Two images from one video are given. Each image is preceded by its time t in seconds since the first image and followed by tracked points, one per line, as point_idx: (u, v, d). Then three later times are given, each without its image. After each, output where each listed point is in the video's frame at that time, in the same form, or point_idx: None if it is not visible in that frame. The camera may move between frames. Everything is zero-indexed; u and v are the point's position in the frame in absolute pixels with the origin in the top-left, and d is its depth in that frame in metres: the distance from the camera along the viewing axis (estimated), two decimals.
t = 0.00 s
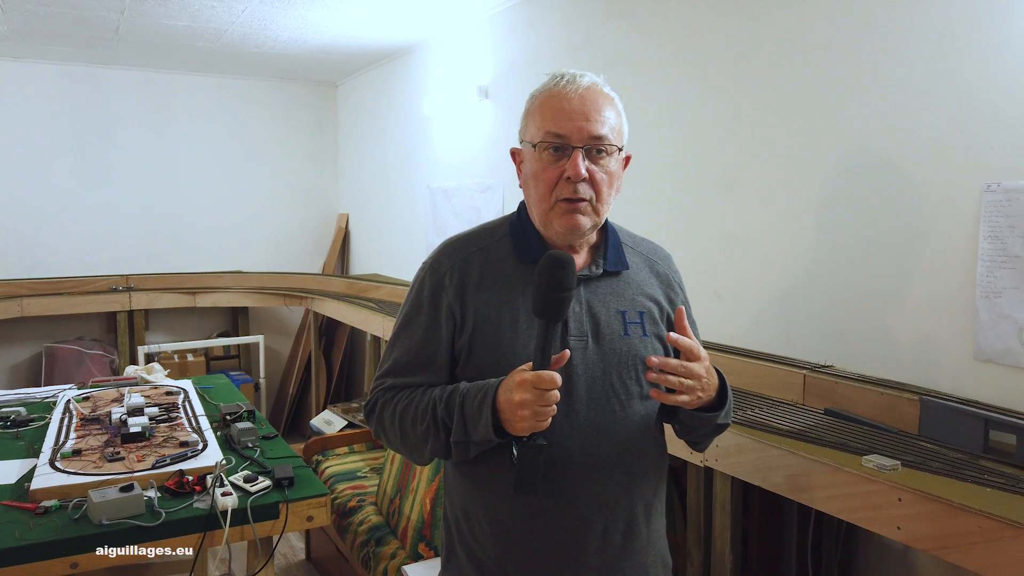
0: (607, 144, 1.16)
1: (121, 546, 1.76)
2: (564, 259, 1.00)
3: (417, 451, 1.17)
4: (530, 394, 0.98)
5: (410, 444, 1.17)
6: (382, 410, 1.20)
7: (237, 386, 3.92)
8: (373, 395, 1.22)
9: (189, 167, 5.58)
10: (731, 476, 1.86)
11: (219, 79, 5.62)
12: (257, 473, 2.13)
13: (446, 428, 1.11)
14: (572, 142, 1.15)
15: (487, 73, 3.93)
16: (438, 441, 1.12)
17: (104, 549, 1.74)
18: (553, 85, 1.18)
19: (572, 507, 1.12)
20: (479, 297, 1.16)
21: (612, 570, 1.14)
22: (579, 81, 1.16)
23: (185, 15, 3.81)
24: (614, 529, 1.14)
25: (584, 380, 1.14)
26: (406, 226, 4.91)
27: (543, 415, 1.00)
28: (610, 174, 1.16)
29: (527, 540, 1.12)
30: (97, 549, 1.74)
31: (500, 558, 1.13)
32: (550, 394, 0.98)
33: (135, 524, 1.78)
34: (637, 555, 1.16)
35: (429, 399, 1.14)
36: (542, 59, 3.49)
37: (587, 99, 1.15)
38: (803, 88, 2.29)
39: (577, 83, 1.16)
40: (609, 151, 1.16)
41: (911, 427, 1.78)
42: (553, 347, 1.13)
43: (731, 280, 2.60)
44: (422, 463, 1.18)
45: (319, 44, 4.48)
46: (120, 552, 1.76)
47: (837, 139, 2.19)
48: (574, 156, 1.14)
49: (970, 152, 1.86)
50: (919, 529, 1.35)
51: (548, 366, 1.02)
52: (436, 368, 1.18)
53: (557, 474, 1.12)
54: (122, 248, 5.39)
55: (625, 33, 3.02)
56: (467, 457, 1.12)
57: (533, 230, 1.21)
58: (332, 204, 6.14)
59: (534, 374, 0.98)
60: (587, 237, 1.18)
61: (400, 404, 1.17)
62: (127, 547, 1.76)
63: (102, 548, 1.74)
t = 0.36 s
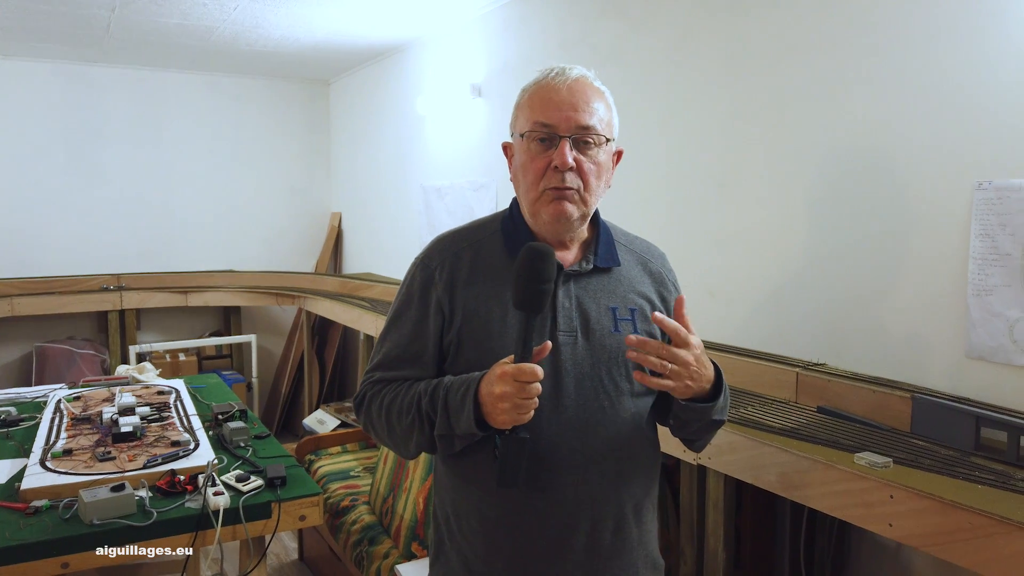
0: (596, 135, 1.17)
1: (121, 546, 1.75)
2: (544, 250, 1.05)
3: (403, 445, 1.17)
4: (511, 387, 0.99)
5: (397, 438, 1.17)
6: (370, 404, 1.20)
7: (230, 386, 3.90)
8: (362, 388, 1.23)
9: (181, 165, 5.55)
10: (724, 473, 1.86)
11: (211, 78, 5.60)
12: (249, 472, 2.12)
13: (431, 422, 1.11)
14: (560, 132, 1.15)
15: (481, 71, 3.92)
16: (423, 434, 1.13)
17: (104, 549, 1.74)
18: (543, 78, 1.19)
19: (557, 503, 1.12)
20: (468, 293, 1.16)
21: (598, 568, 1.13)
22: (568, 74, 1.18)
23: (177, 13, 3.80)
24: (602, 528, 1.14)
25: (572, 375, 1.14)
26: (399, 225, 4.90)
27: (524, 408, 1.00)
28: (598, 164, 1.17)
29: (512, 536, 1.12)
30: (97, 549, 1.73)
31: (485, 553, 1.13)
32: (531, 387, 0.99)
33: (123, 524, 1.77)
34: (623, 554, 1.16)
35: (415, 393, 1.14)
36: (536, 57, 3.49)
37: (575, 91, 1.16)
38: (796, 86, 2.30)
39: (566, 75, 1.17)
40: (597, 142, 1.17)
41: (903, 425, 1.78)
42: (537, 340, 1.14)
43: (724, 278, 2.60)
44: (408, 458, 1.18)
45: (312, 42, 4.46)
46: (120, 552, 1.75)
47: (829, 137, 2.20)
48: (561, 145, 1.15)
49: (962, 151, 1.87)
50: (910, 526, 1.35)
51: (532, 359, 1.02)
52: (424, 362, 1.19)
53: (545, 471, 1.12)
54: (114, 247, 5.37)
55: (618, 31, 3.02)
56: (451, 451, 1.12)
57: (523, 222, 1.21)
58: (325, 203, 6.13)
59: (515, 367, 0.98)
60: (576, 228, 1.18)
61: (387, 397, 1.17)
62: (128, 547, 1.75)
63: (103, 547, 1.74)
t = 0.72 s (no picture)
0: (584, 125, 1.18)
1: (121, 547, 1.77)
2: (525, 232, 1.07)
3: (388, 432, 1.18)
4: (490, 368, 0.99)
5: (382, 424, 1.19)
6: (359, 390, 1.23)
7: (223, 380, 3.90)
8: (353, 375, 1.25)
9: (173, 159, 5.53)
10: (715, 465, 1.87)
11: (203, 71, 5.57)
12: (242, 466, 2.12)
13: (414, 408, 1.13)
14: (548, 121, 1.17)
15: (473, 65, 3.92)
16: (407, 421, 1.14)
17: (104, 549, 1.75)
18: (533, 68, 1.20)
19: (538, 493, 1.14)
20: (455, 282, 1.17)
21: (579, 560, 1.14)
22: (558, 63, 1.18)
23: (168, 6, 3.78)
24: (583, 520, 1.14)
25: (556, 366, 1.15)
26: (392, 219, 4.89)
27: (504, 390, 1.00)
28: (587, 154, 1.17)
29: (494, 525, 1.13)
30: (97, 549, 1.74)
31: (467, 541, 1.15)
32: (511, 370, 0.99)
33: (115, 517, 1.77)
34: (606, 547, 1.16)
35: (400, 380, 1.16)
36: (528, 50, 3.48)
37: (564, 80, 1.17)
38: (787, 80, 2.30)
39: (556, 64, 1.18)
40: (586, 133, 1.18)
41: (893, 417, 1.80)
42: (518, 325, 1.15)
43: (715, 271, 2.61)
44: (393, 445, 1.19)
45: (304, 35, 4.45)
46: (120, 552, 1.76)
47: (819, 130, 2.20)
48: (550, 135, 1.16)
49: (951, 145, 1.87)
50: (898, 517, 1.36)
51: (512, 343, 1.03)
52: (412, 351, 1.20)
53: (527, 460, 1.14)
54: (106, 242, 5.35)
55: (610, 24, 3.01)
56: (434, 437, 1.12)
57: (513, 213, 1.22)
58: (318, 197, 6.11)
59: (496, 350, 0.99)
60: (565, 219, 1.19)
61: (375, 384, 1.19)
62: (128, 547, 1.77)
63: (103, 547, 1.75)
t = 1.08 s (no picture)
0: (586, 110, 1.18)
1: (121, 547, 1.77)
2: (504, 212, 1.10)
3: (375, 413, 1.19)
4: (465, 347, 0.98)
5: (370, 404, 1.20)
6: (353, 369, 1.24)
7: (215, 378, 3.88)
8: (349, 356, 1.27)
9: (164, 156, 5.50)
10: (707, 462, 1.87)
11: (194, 67, 5.54)
12: (234, 463, 2.11)
13: (397, 387, 1.13)
14: (549, 105, 1.17)
15: (466, 61, 3.91)
16: (390, 402, 1.14)
17: (104, 549, 1.75)
18: (537, 56, 1.22)
19: (513, 485, 1.14)
20: (449, 270, 1.18)
21: (551, 555, 1.14)
22: (562, 51, 1.21)
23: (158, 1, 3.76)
24: (558, 518, 1.15)
25: (542, 359, 1.16)
26: (385, 216, 4.88)
27: (478, 370, 0.99)
28: (588, 140, 1.18)
29: (469, 513, 1.15)
30: (97, 549, 1.75)
31: (444, 527, 1.17)
32: (487, 350, 0.98)
33: (107, 515, 1.76)
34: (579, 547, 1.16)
35: (387, 360, 1.16)
36: (521, 46, 3.48)
37: (567, 67, 1.19)
38: (779, 77, 2.30)
39: (560, 52, 1.20)
40: (588, 119, 1.18)
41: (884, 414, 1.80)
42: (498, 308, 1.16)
43: (707, 268, 2.61)
44: (379, 425, 1.20)
45: (296, 31, 4.43)
46: (120, 552, 1.77)
47: (811, 127, 2.21)
48: (551, 118, 1.17)
49: (942, 142, 1.88)
50: (888, 512, 1.37)
51: (490, 325, 1.02)
52: (404, 334, 1.21)
53: (508, 454, 1.15)
54: (97, 238, 5.32)
55: (603, 21, 3.01)
56: (416, 416, 1.12)
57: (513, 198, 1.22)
58: (310, 194, 6.09)
59: (471, 329, 0.98)
60: (564, 205, 1.18)
61: (365, 364, 1.21)
62: (127, 547, 1.78)
63: (103, 548, 1.75)
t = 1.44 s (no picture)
0: (589, 114, 1.17)
1: (121, 547, 1.77)
2: (513, 226, 1.08)
3: (371, 412, 1.20)
4: (465, 360, 0.98)
5: (367, 404, 1.20)
6: (349, 366, 1.24)
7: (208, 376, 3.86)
8: (345, 352, 1.27)
9: (155, 152, 5.48)
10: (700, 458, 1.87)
11: (186, 64, 5.52)
12: (227, 461, 2.11)
13: (395, 391, 1.13)
14: (551, 108, 1.16)
15: (460, 58, 3.90)
16: (388, 404, 1.15)
17: (104, 549, 1.75)
18: (543, 54, 1.20)
19: (507, 489, 1.15)
20: (447, 270, 1.17)
21: (544, 558, 1.15)
22: (567, 50, 1.19)
23: None
24: (550, 522, 1.16)
25: (539, 364, 1.15)
26: (378, 213, 4.86)
27: (479, 383, 1.00)
28: (589, 145, 1.17)
29: (462, 515, 1.16)
30: (97, 550, 1.75)
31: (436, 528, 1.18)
32: (487, 363, 0.98)
33: (99, 514, 1.75)
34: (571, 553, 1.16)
35: (385, 361, 1.16)
36: (515, 43, 3.47)
37: (571, 67, 1.17)
38: (773, 74, 2.30)
39: (564, 51, 1.18)
40: (590, 123, 1.17)
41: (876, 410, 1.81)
42: (497, 317, 1.16)
43: (701, 264, 2.62)
44: (375, 425, 1.20)
45: (288, 28, 4.41)
46: (120, 552, 1.77)
47: (805, 124, 2.21)
48: (551, 122, 1.16)
49: (934, 138, 1.89)
50: (881, 508, 1.38)
51: (491, 337, 1.02)
52: (402, 333, 1.21)
53: (503, 459, 1.15)
54: (88, 236, 5.29)
55: (598, 17, 3.01)
56: (413, 421, 1.14)
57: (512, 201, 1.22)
58: (303, 192, 6.06)
59: (471, 342, 0.98)
60: (563, 212, 1.19)
61: (363, 363, 1.21)
62: (127, 547, 1.78)
63: (103, 548, 1.75)
